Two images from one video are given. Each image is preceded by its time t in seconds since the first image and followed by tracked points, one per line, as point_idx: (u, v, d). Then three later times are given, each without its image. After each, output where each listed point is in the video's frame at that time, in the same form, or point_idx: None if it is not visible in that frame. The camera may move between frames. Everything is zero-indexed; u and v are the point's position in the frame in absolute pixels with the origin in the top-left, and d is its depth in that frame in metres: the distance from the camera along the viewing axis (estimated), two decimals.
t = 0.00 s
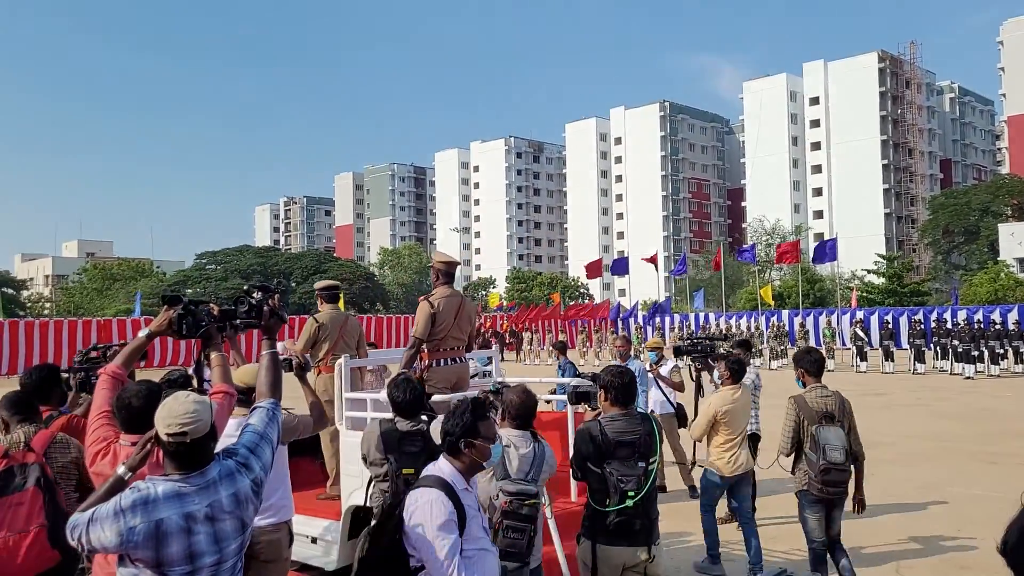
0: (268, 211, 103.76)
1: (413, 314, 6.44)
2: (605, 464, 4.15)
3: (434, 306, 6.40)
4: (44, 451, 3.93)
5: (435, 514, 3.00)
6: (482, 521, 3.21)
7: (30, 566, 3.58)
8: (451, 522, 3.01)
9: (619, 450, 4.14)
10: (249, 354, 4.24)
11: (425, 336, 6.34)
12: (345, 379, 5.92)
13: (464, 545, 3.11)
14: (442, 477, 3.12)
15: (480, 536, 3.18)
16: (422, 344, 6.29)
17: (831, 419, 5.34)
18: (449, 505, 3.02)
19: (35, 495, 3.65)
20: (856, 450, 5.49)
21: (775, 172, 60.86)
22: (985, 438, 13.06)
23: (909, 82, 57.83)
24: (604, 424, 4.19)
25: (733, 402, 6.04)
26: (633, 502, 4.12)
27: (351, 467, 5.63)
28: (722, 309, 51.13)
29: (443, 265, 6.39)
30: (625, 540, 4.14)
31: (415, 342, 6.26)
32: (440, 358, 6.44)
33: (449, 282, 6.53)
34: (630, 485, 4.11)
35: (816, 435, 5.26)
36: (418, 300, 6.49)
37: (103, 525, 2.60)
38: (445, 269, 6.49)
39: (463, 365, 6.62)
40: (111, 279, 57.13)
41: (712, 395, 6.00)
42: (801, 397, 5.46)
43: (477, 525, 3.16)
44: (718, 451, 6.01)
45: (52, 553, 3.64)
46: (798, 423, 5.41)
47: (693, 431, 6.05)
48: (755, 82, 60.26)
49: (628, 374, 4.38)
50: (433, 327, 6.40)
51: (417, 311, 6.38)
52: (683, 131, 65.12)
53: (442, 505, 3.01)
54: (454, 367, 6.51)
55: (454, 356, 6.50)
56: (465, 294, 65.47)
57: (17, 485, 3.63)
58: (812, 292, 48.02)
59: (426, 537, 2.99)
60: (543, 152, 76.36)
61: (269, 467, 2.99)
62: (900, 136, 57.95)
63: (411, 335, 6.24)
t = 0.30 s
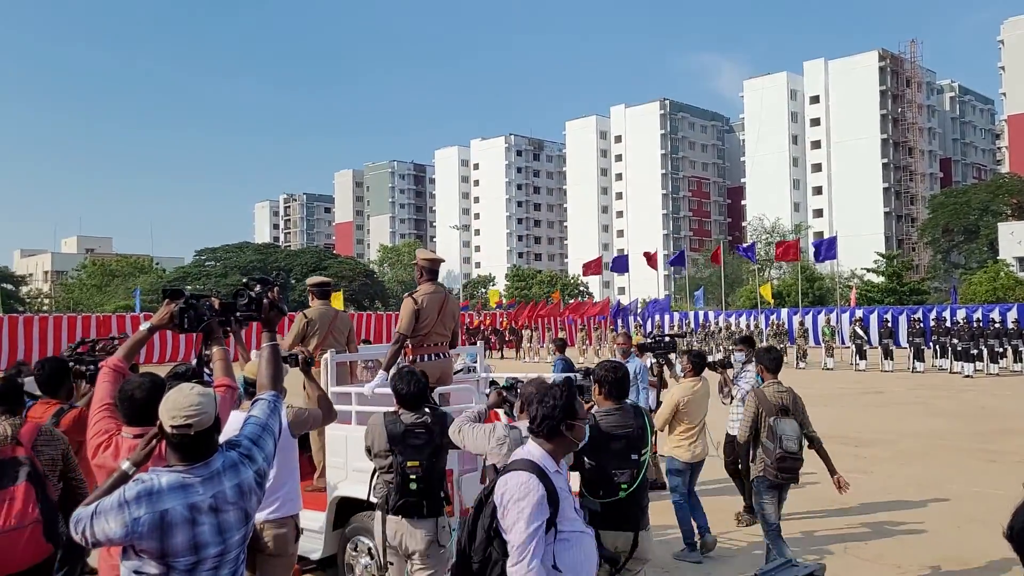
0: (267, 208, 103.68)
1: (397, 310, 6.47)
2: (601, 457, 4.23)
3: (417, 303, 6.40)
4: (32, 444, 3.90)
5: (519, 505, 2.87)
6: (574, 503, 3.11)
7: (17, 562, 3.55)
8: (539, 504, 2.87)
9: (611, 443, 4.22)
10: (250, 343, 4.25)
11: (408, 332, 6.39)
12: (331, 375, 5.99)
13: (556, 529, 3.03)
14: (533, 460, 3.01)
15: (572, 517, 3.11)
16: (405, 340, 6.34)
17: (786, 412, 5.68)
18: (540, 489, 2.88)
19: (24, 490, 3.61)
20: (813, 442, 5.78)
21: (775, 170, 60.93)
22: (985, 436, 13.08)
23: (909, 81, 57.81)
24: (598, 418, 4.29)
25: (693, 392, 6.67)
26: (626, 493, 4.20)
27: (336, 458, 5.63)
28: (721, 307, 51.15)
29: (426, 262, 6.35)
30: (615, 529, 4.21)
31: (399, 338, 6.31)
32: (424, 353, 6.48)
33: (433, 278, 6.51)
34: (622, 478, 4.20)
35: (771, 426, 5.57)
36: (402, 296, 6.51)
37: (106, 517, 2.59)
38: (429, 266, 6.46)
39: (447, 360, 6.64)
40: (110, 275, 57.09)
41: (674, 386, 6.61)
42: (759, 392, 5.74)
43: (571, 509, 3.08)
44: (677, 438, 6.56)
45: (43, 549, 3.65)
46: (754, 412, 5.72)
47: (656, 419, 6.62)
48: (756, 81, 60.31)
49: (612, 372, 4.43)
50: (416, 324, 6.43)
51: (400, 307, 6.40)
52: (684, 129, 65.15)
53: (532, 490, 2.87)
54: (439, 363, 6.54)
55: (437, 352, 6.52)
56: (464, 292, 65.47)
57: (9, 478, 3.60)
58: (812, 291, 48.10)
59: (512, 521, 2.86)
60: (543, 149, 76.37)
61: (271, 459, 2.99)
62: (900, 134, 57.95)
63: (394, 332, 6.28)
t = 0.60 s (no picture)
0: (268, 199, 103.65)
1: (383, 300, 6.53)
2: (597, 443, 4.60)
3: (403, 293, 6.44)
4: (22, 431, 3.92)
5: (605, 509, 2.86)
6: (662, 504, 3.09)
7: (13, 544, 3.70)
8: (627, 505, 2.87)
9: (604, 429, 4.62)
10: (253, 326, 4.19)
11: (392, 322, 6.43)
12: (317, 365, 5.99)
13: (645, 532, 3.02)
14: (621, 460, 2.99)
15: (664, 520, 3.10)
16: (390, 330, 6.40)
17: (745, 397, 6.18)
18: (629, 494, 2.87)
19: (20, 474, 3.74)
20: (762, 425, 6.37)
21: (776, 164, 60.89)
22: (985, 431, 13.09)
23: (911, 75, 57.64)
24: (593, 405, 4.68)
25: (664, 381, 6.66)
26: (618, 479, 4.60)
27: (322, 445, 5.63)
28: (721, 301, 51.11)
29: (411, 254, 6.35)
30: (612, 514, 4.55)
31: (385, 328, 6.38)
32: (409, 344, 6.55)
33: (418, 269, 6.53)
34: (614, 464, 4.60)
35: (734, 411, 6.08)
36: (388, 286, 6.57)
37: (106, 508, 2.57)
38: (414, 257, 6.45)
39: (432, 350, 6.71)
40: (110, 266, 57.11)
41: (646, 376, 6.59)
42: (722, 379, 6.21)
43: (660, 512, 3.06)
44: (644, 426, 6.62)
45: (36, 530, 3.78)
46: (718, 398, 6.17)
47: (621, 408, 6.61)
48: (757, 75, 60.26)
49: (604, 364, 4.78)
50: (401, 314, 6.47)
51: (386, 297, 6.45)
52: (685, 123, 65.06)
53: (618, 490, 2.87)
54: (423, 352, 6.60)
55: (422, 341, 6.59)
56: (464, 284, 65.41)
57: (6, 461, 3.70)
58: (812, 285, 48.09)
59: (596, 522, 2.87)
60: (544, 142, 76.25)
61: (271, 448, 2.99)
62: (902, 129, 57.85)
63: (380, 322, 6.35)
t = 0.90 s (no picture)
0: (267, 189, 103.53)
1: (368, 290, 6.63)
2: (594, 430, 4.63)
3: (387, 284, 6.54)
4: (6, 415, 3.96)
5: (715, 500, 3.06)
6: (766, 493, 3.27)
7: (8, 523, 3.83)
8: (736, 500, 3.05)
9: (600, 416, 4.66)
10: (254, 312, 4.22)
11: (378, 311, 6.54)
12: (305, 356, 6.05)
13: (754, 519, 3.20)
14: (721, 444, 3.17)
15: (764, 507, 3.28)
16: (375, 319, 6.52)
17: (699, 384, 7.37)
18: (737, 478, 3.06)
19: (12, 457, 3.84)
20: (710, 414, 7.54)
21: (777, 156, 60.80)
22: (984, 422, 13.14)
23: (913, 67, 57.49)
24: (591, 392, 4.72)
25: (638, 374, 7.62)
26: (614, 465, 4.62)
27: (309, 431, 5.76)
28: (721, 292, 51.13)
29: (398, 245, 6.47)
30: (609, 499, 4.62)
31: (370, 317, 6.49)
32: (393, 333, 6.68)
33: (403, 259, 6.63)
34: (612, 449, 4.62)
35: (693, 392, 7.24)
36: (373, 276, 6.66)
37: (93, 495, 2.57)
38: (400, 247, 6.56)
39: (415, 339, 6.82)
40: (110, 255, 57.11)
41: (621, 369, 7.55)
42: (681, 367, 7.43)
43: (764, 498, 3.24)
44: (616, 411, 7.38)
45: (28, 509, 3.91)
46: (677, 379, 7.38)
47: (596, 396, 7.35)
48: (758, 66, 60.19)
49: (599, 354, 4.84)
50: (385, 303, 6.58)
51: (371, 287, 6.56)
52: (686, 114, 64.96)
53: (727, 478, 3.05)
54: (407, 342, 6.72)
55: (405, 331, 6.70)
56: (464, 275, 65.48)
57: (1, 443, 3.81)
58: (812, 277, 48.06)
59: (712, 514, 3.06)
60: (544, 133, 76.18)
61: (264, 437, 2.96)
62: (903, 122, 57.73)
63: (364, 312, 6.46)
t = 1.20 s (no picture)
0: (268, 183, 103.43)
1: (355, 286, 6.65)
2: (596, 424, 4.62)
3: (373, 279, 6.58)
4: None
5: (843, 500, 2.98)
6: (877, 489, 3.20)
7: None
8: (871, 509, 2.98)
9: (601, 412, 4.64)
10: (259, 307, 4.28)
11: (364, 306, 6.58)
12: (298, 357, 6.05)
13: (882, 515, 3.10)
14: (828, 449, 3.16)
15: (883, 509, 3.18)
16: (361, 314, 6.54)
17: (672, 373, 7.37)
18: (859, 480, 3.02)
19: None
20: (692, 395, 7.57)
21: (779, 153, 60.76)
22: (984, 420, 13.16)
23: (915, 65, 57.41)
24: (592, 385, 4.69)
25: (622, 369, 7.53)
26: (616, 457, 4.64)
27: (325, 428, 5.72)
28: (722, 289, 51.13)
29: (384, 242, 6.50)
30: (608, 491, 4.65)
31: (356, 311, 6.52)
32: (380, 326, 6.69)
33: (391, 254, 6.65)
34: (612, 442, 4.64)
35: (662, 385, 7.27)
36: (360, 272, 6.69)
37: (100, 480, 2.58)
38: (386, 243, 6.58)
39: (402, 333, 6.83)
40: (111, 248, 57.08)
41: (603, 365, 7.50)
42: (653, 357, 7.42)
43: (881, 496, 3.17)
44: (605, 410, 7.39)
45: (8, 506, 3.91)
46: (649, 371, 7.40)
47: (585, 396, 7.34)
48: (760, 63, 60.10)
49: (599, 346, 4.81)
50: (372, 298, 6.62)
51: (357, 284, 6.58)
52: (688, 110, 64.93)
53: (852, 486, 3.00)
54: (395, 335, 6.73)
55: (393, 325, 6.72)
56: (464, 270, 65.54)
57: None
58: (812, 275, 48.10)
59: (845, 518, 2.97)
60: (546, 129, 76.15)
61: (271, 426, 2.94)
62: (905, 119, 57.62)
63: (351, 306, 6.50)
